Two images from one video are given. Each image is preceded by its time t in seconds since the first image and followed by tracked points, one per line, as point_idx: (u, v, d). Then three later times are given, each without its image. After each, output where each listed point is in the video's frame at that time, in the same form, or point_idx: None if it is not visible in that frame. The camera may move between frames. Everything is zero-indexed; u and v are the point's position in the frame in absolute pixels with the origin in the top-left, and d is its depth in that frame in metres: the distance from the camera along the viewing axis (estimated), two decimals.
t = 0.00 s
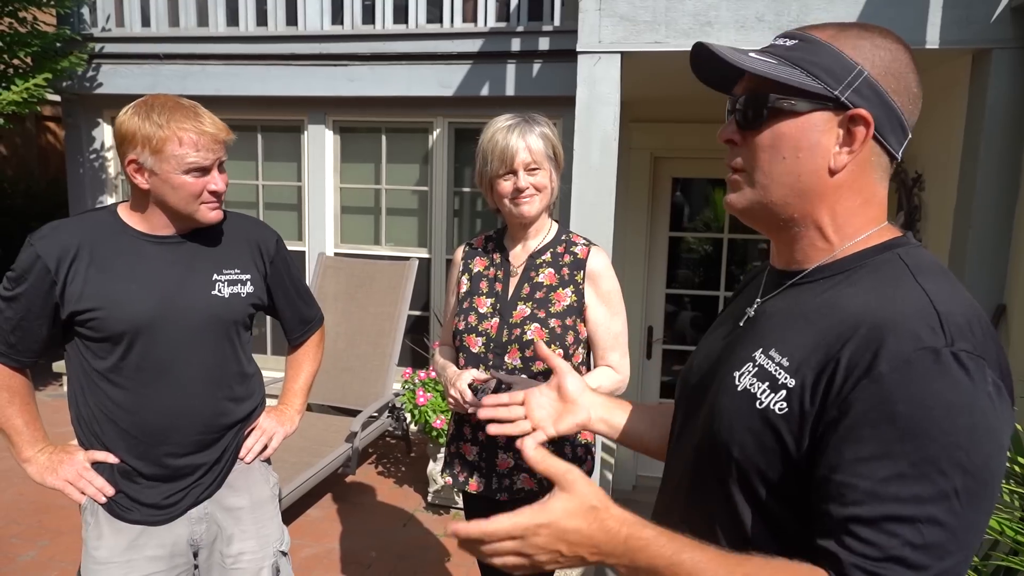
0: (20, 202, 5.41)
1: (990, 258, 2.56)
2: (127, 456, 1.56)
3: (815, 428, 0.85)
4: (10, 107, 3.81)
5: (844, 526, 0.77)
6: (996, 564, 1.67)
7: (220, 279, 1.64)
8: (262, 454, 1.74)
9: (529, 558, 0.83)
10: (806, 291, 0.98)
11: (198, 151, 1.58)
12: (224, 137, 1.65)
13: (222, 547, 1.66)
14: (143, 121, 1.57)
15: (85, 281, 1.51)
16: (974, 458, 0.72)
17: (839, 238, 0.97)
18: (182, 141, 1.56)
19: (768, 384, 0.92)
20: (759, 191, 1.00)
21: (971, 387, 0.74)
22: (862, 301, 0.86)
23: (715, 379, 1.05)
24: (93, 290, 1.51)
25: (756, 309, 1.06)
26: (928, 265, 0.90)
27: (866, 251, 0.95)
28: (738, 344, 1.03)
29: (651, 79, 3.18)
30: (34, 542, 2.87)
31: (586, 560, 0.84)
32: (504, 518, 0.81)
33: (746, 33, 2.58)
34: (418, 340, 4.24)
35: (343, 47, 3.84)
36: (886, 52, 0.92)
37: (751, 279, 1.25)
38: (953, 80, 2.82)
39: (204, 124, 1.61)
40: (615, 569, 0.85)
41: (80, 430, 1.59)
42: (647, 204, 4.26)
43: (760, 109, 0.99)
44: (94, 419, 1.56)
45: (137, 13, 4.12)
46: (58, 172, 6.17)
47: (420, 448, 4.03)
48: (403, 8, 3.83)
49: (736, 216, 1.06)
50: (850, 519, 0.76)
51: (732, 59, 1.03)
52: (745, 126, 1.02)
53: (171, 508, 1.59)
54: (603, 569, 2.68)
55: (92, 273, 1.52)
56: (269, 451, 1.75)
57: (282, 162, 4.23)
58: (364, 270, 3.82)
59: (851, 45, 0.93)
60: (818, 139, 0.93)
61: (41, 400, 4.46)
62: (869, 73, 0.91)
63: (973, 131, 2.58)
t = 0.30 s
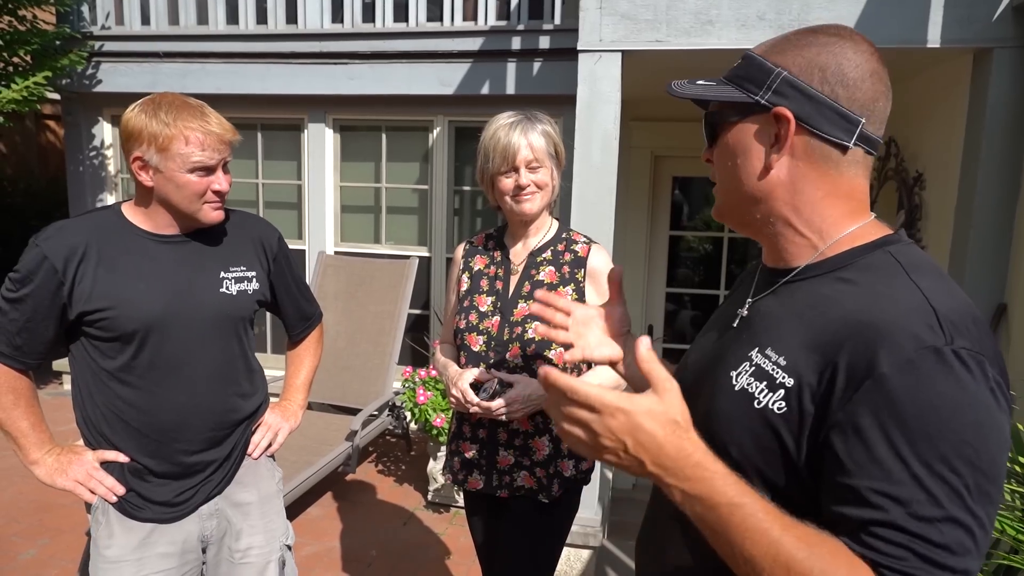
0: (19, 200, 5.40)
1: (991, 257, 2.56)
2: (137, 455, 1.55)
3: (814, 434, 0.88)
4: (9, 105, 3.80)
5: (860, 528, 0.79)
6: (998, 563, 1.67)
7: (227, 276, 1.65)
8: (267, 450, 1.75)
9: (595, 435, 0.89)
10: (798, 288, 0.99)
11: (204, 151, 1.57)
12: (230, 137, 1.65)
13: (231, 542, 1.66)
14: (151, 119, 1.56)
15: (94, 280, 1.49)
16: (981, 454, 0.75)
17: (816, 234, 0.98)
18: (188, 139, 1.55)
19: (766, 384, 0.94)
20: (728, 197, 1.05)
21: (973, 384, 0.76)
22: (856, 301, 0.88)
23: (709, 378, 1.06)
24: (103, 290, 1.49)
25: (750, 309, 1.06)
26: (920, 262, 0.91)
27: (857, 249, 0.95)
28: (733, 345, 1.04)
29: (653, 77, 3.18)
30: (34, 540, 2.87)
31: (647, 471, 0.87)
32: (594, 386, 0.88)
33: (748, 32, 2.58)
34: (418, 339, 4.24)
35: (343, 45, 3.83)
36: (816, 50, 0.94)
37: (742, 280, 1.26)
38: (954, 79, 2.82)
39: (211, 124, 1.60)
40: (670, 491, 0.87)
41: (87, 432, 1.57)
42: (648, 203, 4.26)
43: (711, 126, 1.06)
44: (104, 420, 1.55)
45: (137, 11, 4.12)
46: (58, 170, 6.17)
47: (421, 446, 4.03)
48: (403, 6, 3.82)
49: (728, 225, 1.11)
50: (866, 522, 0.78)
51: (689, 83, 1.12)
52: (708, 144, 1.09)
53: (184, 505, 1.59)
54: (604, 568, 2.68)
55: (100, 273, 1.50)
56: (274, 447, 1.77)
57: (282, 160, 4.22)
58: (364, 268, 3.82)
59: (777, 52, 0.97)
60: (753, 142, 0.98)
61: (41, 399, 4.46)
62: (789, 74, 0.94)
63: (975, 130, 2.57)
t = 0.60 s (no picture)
0: (20, 197, 5.39)
1: (993, 255, 2.56)
2: (141, 452, 1.55)
3: (773, 413, 0.88)
4: (11, 103, 3.80)
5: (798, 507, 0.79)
6: (1000, 562, 1.67)
7: (231, 273, 1.66)
8: (269, 447, 1.77)
9: (517, 479, 0.90)
10: (773, 279, 1.00)
11: (214, 148, 1.58)
12: (238, 136, 1.66)
13: (235, 540, 1.66)
14: (161, 116, 1.57)
15: (98, 276, 1.49)
16: (922, 437, 0.74)
17: (800, 226, 1.00)
18: (199, 136, 1.56)
19: (736, 367, 0.94)
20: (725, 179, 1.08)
21: (921, 368, 0.76)
22: (819, 288, 0.89)
23: (696, 366, 1.07)
24: (107, 286, 1.49)
25: (737, 301, 1.08)
26: (892, 256, 0.91)
27: (835, 242, 0.96)
28: (717, 334, 1.05)
29: (654, 75, 3.17)
30: (36, 538, 2.88)
31: (571, 500, 0.89)
32: (505, 434, 0.89)
33: (749, 29, 2.57)
34: (419, 337, 4.24)
35: (345, 42, 3.83)
36: (846, 52, 0.93)
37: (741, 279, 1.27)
38: (955, 76, 2.81)
39: (221, 122, 1.61)
40: (598, 515, 0.88)
41: (91, 428, 1.56)
42: (649, 202, 4.26)
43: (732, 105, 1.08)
44: (107, 416, 1.54)
45: (138, 9, 4.11)
46: (59, 167, 6.17)
47: (422, 444, 4.04)
48: (404, 3, 3.82)
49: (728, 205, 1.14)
50: (805, 499, 0.78)
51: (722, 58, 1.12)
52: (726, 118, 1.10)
53: (188, 502, 1.59)
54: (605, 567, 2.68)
55: (105, 269, 1.50)
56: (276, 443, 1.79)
57: (283, 158, 4.22)
58: (365, 266, 3.82)
59: (810, 45, 0.96)
60: (763, 128, 1.00)
61: (44, 396, 4.47)
62: (815, 68, 0.94)
63: (977, 128, 2.57)
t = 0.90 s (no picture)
0: (23, 195, 5.40)
1: (996, 253, 2.55)
2: (148, 450, 1.55)
3: (758, 393, 0.88)
4: (14, 101, 3.79)
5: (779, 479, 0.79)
6: (1003, 559, 1.67)
7: (236, 270, 1.66)
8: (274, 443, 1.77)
9: (525, 412, 0.98)
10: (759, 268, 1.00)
11: (243, 148, 1.63)
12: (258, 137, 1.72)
13: (241, 535, 1.69)
14: (195, 112, 1.59)
15: (105, 275, 1.48)
16: (900, 409, 0.74)
17: (785, 216, 1.00)
18: (233, 135, 1.61)
19: (721, 352, 0.94)
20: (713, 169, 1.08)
21: (900, 342, 0.76)
22: (801, 272, 0.89)
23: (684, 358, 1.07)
24: (114, 284, 1.48)
25: (725, 292, 1.09)
26: (874, 243, 0.92)
27: (817, 231, 0.96)
28: (705, 324, 1.06)
29: (656, 73, 3.17)
30: (39, 535, 2.88)
31: (569, 444, 0.95)
32: (523, 367, 0.97)
33: (752, 27, 2.56)
34: (421, 334, 4.24)
35: (346, 40, 3.82)
36: (841, 54, 0.93)
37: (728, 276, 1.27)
38: (959, 74, 2.80)
39: (249, 123, 1.67)
40: (592, 466, 0.94)
41: (97, 429, 1.55)
42: (651, 200, 4.26)
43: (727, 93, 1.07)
44: (115, 416, 1.53)
45: (140, 7, 4.11)
46: (61, 165, 6.17)
47: (423, 442, 4.04)
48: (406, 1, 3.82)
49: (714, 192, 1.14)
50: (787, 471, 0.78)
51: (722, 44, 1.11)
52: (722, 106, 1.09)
53: (196, 500, 1.60)
54: (606, 565, 2.68)
55: (111, 267, 1.49)
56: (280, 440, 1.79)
57: (285, 156, 4.22)
58: (367, 264, 3.81)
59: (809, 43, 0.95)
60: (757, 120, 1.00)
61: (47, 394, 4.48)
62: (814, 67, 0.93)
63: (980, 126, 2.56)
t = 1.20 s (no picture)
0: (27, 195, 5.41)
1: (999, 254, 2.55)
2: (165, 453, 1.55)
3: (770, 391, 0.88)
4: (18, 101, 3.80)
5: (795, 475, 0.79)
6: (1006, 562, 1.66)
7: (246, 272, 1.68)
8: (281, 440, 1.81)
9: (512, 480, 0.91)
10: (762, 269, 1.00)
11: (265, 158, 1.67)
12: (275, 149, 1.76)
13: (253, 533, 1.73)
14: (225, 117, 1.62)
15: (125, 277, 1.47)
16: (914, 404, 0.75)
17: (785, 220, 1.00)
18: (260, 144, 1.65)
19: (729, 353, 0.94)
20: (704, 196, 1.07)
21: (910, 338, 0.77)
22: (807, 273, 0.90)
23: (685, 360, 1.07)
24: (136, 286, 1.48)
25: (724, 295, 1.09)
26: (873, 243, 0.93)
27: (817, 231, 0.97)
28: (705, 326, 1.06)
29: (660, 73, 3.17)
30: (42, 534, 2.89)
31: (567, 495, 0.90)
32: (495, 437, 0.90)
33: (754, 27, 2.56)
34: (423, 335, 4.24)
35: (349, 40, 3.82)
36: (785, 54, 0.98)
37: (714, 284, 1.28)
38: (962, 74, 2.80)
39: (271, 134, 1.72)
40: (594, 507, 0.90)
41: (110, 434, 1.53)
42: (653, 201, 4.26)
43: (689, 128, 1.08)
44: (132, 420, 1.52)
45: (144, 8, 4.11)
46: (65, 166, 6.18)
47: (426, 442, 4.04)
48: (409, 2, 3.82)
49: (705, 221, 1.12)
50: (804, 468, 0.78)
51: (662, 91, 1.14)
52: (688, 144, 1.09)
53: (213, 499, 1.62)
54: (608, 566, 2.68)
55: (131, 268, 1.48)
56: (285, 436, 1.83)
57: (288, 156, 4.22)
58: (370, 264, 3.81)
59: (752, 56, 1.00)
60: (738, 140, 1.00)
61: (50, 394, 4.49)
62: (769, 73, 0.97)
63: (984, 126, 2.56)
